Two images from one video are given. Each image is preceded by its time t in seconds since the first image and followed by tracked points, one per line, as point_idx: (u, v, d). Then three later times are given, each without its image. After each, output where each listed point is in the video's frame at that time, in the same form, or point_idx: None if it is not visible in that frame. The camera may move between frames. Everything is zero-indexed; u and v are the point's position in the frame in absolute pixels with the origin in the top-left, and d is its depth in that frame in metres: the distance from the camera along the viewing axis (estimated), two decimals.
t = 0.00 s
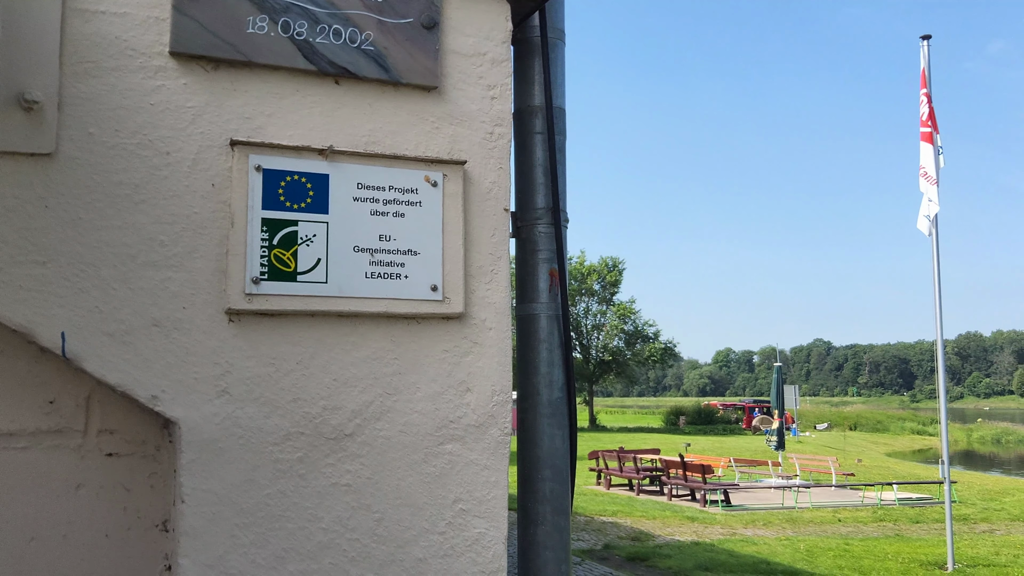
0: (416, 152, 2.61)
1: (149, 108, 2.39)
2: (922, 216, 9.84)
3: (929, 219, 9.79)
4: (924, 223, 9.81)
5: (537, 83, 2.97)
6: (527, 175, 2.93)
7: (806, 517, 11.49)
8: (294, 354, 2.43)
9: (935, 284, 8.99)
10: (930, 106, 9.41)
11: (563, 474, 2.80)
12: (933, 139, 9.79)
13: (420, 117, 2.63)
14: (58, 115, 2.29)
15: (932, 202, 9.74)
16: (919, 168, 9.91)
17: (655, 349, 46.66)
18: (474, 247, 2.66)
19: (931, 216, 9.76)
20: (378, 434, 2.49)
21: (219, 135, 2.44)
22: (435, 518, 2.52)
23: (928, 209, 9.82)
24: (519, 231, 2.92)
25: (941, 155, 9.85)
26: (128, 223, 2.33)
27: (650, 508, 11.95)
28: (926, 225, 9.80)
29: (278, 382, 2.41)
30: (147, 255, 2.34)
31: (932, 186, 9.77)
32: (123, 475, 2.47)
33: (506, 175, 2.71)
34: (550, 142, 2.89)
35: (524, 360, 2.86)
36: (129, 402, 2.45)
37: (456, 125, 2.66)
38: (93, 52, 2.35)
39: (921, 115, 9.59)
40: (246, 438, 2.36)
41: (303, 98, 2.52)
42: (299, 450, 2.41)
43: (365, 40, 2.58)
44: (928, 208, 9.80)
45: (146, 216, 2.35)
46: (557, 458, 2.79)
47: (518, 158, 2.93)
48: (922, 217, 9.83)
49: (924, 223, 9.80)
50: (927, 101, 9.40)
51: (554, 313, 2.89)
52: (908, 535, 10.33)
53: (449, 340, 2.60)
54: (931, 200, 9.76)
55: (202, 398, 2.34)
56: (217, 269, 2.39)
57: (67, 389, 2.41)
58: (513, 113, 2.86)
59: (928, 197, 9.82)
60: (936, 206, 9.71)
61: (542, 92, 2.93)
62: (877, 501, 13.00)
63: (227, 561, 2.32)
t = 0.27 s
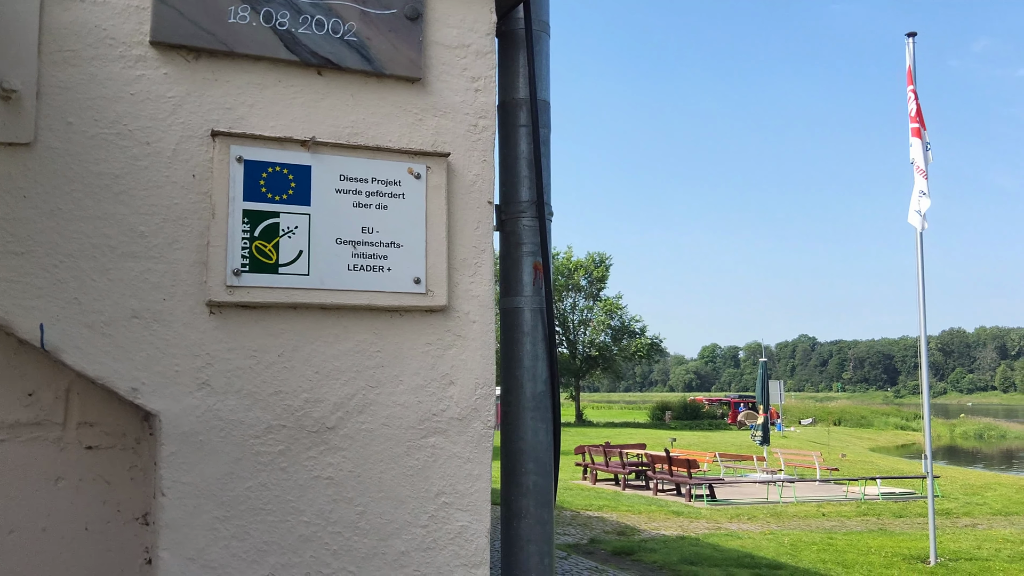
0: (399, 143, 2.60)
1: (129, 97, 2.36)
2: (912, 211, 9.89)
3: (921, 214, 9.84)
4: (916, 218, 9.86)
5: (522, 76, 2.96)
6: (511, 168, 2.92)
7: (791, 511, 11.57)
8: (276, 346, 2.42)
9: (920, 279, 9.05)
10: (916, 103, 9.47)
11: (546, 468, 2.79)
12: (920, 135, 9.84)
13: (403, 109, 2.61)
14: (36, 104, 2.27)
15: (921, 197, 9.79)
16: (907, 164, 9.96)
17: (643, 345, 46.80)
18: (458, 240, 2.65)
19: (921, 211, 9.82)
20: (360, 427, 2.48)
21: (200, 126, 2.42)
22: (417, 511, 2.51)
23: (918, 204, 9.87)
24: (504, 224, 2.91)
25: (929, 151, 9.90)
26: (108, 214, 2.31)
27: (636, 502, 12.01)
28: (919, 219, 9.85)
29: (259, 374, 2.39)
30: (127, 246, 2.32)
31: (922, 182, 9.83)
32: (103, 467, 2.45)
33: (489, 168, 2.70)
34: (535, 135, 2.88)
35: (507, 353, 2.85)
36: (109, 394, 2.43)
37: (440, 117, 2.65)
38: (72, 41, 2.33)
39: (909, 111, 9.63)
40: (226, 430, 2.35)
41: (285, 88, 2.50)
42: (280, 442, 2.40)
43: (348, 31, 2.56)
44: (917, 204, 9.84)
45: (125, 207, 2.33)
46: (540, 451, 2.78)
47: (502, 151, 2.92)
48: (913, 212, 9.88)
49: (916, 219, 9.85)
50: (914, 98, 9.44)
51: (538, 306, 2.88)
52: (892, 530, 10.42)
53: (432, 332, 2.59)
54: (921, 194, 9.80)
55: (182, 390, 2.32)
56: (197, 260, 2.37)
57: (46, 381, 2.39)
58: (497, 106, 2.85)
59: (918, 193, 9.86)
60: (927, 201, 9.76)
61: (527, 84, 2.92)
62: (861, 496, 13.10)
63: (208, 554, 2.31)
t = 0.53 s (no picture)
0: (383, 134, 2.58)
1: (110, 86, 2.33)
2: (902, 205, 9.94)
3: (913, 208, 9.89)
4: (909, 211, 9.90)
5: (507, 68, 2.94)
6: (496, 160, 2.91)
7: (776, 505, 11.64)
8: (257, 338, 2.40)
9: (905, 274, 9.11)
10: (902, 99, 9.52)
11: (530, 461, 2.79)
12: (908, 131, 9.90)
13: (387, 99, 2.59)
14: (14, 92, 2.24)
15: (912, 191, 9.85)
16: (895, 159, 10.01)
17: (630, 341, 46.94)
18: (442, 231, 2.63)
19: (912, 205, 9.88)
20: (343, 419, 2.46)
21: (181, 115, 2.39)
22: (400, 503, 2.50)
23: (908, 198, 9.92)
24: (488, 216, 2.89)
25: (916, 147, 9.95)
26: (87, 204, 2.28)
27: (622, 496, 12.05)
28: (910, 212, 9.90)
29: (241, 366, 2.37)
30: (107, 236, 2.29)
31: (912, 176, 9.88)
32: (83, 460, 2.42)
33: (474, 159, 2.69)
34: (520, 127, 2.86)
35: (492, 345, 2.84)
36: (89, 386, 2.40)
37: (424, 107, 2.63)
38: (51, 29, 2.30)
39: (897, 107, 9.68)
40: (208, 422, 2.33)
41: (268, 78, 2.48)
42: (261, 435, 2.38)
43: (331, 20, 2.54)
44: (906, 199, 9.90)
45: (105, 196, 2.30)
46: (524, 444, 2.77)
47: (487, 143, 2.90)
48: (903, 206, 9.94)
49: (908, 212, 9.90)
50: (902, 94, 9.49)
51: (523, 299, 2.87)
52: (876, 523, 10.50)
53: (416, 324, 2.57)
54: (912, 187, 9.87)
55: (163, 382, 2.30)
56: (178, 251, 2.35)
57: (24, 372, 2.36)
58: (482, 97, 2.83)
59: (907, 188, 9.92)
60: (917, 194, 9.82)
61: (512, 76, 2.90)
62: (845, 490, 13.19)
63: (188, 547, 2.29)
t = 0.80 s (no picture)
0: (367, 125, 2.56)
1: (90, 75, 2.30)
2: (888, 200, 9.99)
3: (899, 202, 9.93)
4: (897, 204, 9.93)
5: (493, 59, 2.92)
6: (482, 152, 2.89)
7: (760, 500, 11.70)
8: (239, 329, 2.37)
9: (889, 270, 9.16)
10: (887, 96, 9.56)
11: (515, 454, 2.77)
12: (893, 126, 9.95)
13: (371, 90, 2.57)
14: None
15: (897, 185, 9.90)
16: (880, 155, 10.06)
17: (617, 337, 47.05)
18: (426, 223, 2.61)
19: (898, 199, 9.92)
20: (326, 412, 2.44)
21: (163, 104, 2.36)
22: (384, 496, 2.48)
23: (893, 195, 9.97)
24: (474, 208, 2.87)
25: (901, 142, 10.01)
26: (67, 194, 2.25)
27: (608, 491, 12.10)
28: (896, 207, 9.94)
29: (223, 358, 2.35)
30: (87, 226, 2.26)
31: (897, 171, 9.94)
32: (63, 452, 2.40)
33: (459, 151, 2.67)
34: (506, 119, 2.84)
35: (477, 338, 2.82)
36: (69, 377, 2.38)
37: (408, 98, 2.61)
38: (31, 16, 2.26)
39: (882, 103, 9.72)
40: (189, 415, 2.31)
41: (250, 67, 2.45)
42: (243, 427, 2.36)
43: (315, 9, 2.51)
44: (892, 194, 9.95)
45: (85, 186, 2.27)
46: (509, 437, 2.76)
47: (472, 135, 2.88)
48: (889, 201, 9.98)
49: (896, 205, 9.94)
50: (887, 90, 9.53)
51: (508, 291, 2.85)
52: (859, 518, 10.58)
53: (400, 317, 2.55)
54: (896, 182, 9.92)
55: (144, 373, 2.28)
56: (159, 242, 2.32)
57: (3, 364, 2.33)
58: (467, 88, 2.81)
59: (892, 183, 9.97)
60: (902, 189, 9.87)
61: (498, 67, 2.88)
62: (829, 485, 13.27)
63: (169, 540, 2.27)
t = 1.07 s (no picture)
0: (351, 114, 2.53)
1: (70, 62, 2.26)
2: (872, 197, 10.04)
3: (884, 198, 9.98)
4: (880, 200, 9.98)
5: (479, 48, 2.89)
6: (467, 143, 2.86)
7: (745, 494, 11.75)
8: (221, 320, 2.34)
9: (873, 266, 9.21)
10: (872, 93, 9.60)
11: (500, 446, 2.76)
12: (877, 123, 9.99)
13: (356, 79, 2.55)
14: None
15: (881, 182, 9.94)
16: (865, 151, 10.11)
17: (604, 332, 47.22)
18: (411, 214, 2.59)
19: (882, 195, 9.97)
20: (309, 404, 2.42)
21: (144, 92, 2.32)
22: (368, 489, 2.46)
23: (877, 191, 10.01)
24: (459, 199, 2.85)
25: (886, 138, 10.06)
26: (46, 183, 2.21)
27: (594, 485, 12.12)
28: (880, 203, 9.99)
29: (205, 349, 2.32)
30: (66, 216, 2.22)
31: (882, 167, 9.98)
32: (42, 444, 2.36)
33: (444, 141, 2.65)
34: (491, 109, 2.82)
35: (462, 330, 2.80)
36: (48, 368, 2.34)
37: (393, 88, 2.59)
38: (9, 2, 2.22)
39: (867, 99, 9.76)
40: (170, 406, 2.28)
41: (233, 55, 2.42)
42: (226, 419, 2.33)
43: None
44: (876, 190, 9.99)
45: (65, 175, 2.23)
46: (494, 430, 2.75)
47: (458, 125, 2.85)
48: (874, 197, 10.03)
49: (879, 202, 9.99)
50: (871, 86, 9.57)
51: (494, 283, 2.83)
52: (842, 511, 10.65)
53: (385, 308, 2.52)
54: (881, 179, 9.97)
55: (124, 365, 2.24)
56: (140, 232, 2.29)
57: None
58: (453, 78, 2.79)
59: (876, 179, 10.01)
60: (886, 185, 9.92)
61: (483, 56, 2.85)
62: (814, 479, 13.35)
63: (150, 534, 2.24)
